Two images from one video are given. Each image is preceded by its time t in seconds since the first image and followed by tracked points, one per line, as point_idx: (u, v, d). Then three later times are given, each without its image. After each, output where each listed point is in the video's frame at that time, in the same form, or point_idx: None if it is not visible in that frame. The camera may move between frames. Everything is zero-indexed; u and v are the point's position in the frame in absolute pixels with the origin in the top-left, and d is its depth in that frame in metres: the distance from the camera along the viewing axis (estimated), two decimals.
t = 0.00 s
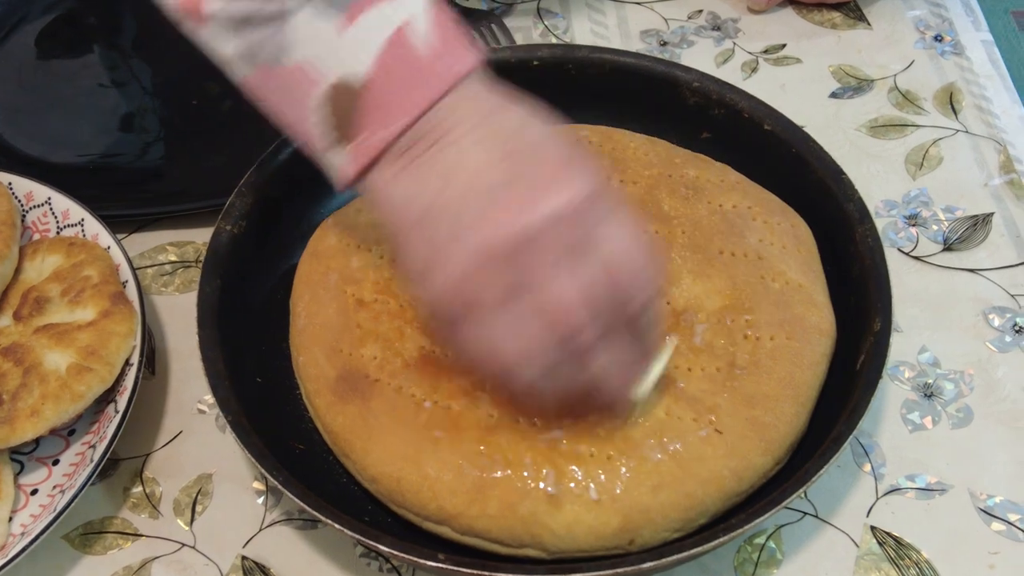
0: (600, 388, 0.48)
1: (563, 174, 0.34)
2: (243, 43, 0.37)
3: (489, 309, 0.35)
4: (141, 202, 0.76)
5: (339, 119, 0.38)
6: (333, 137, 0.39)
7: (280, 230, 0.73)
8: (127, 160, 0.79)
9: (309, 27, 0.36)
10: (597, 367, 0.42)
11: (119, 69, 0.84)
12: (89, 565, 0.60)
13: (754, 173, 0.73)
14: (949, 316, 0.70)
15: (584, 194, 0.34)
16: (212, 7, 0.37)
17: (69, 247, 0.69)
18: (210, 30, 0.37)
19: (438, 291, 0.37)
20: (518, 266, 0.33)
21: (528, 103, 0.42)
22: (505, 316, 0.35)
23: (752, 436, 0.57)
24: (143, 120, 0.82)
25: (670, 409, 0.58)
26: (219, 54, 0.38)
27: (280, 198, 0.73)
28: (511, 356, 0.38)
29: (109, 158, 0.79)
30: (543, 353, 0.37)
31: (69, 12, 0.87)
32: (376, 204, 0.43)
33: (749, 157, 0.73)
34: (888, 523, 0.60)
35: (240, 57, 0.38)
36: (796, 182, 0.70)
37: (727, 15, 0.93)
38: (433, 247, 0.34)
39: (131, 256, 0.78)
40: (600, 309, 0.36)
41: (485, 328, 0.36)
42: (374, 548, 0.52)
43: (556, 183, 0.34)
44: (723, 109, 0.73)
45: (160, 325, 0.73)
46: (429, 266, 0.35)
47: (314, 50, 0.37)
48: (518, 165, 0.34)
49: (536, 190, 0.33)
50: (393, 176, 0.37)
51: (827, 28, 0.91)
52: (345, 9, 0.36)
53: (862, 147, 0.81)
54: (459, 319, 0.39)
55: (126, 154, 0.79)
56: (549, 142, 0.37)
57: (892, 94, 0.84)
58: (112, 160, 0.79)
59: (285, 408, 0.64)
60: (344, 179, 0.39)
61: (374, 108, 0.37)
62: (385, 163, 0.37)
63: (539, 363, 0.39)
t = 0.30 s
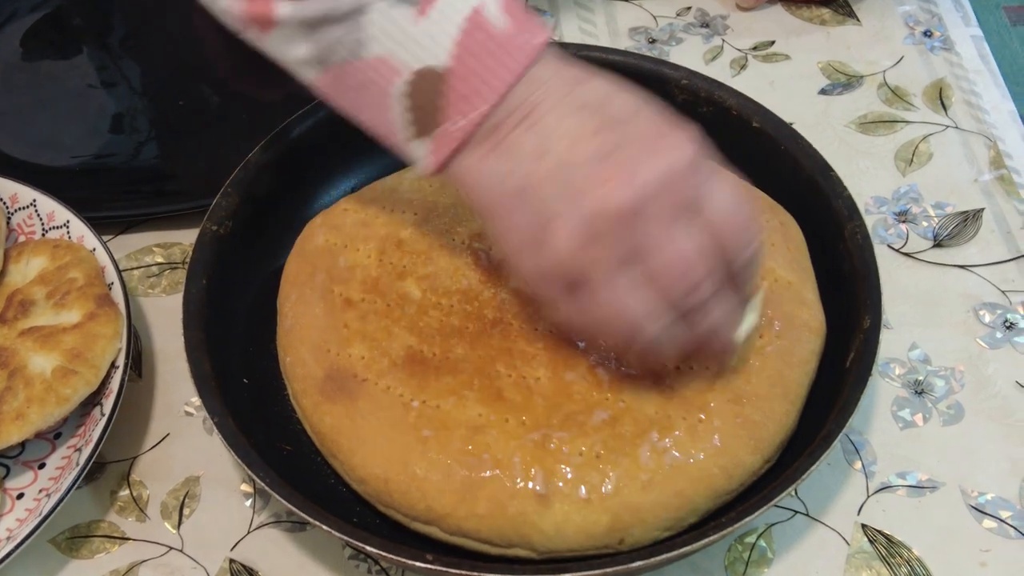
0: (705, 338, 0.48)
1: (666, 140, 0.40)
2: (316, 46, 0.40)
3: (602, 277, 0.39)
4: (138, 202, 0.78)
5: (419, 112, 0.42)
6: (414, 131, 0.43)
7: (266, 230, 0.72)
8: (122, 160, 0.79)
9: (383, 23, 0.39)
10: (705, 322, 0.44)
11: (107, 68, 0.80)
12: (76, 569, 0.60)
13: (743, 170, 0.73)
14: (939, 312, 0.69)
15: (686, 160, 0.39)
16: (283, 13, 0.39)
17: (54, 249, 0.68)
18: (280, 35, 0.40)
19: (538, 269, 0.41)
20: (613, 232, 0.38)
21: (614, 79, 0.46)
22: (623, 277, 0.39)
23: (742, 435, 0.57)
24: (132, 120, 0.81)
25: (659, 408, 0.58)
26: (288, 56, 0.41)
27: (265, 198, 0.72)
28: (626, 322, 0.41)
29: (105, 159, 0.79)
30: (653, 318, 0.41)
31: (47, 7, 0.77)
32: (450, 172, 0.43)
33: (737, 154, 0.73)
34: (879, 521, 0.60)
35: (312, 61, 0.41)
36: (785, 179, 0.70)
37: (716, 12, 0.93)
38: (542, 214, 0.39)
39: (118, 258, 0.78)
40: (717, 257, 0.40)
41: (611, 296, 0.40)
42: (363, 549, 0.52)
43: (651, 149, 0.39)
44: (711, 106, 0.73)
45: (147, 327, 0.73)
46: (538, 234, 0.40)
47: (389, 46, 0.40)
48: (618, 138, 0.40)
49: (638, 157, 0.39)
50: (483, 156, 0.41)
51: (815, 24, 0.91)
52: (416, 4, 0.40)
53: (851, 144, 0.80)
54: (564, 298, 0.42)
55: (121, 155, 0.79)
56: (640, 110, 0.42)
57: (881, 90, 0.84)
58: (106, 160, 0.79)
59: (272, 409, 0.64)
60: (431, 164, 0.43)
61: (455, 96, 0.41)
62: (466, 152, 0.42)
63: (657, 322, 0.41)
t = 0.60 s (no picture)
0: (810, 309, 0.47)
1: (767, 120, 0.40)
2: (398, 61, 0.44)
3: (723, 257, 0.40)
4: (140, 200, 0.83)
5: (508, 119, 0.43)
6: (501, 137, 0.44)
7: (270, 228, 0.73)
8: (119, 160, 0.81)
9: (468, 35, 0.41)
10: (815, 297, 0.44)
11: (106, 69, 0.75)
12: (82, 567, 0.60)
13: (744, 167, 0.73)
14: (942, 307, 0.70)
15: (787, 141, 0.39)
16: (366, 28, 0.42)
17: (58, 248, 0.68)
18: (363, 45, 0.43)
19: (656, 261, 0.42)
20: (726, 219, 0.39)
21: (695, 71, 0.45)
22: (744, 262, 0.40)
23: (747, 429, 0.57)
24: (132, 119, 0.79)
25: (664, 403, 0.58)
26: (366, 74, 0.45)
27: (270, 197, 0.72)
28: (748, 301, 0.42)
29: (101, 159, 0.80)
30: (772, 292, 0.42)
31: (47, 7, 0.70)
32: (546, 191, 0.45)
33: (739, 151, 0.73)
34: (883, 515, 0.60)
35: (393, 75, 0.45)
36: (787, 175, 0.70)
37: (716, 10, 0.93)
38: (654, 207, 0.40)
39: (122, 257, 0.79)
40: (827, 235, 0.41)
41: (729, 278, 0.41)
42: (370, 545, 0.52)
43: (758, 130, 0.39)
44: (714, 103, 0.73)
45: (151, 326, 0.73)
46: (654, 225, 0.41)
47: (476, 55, 0.42)
48: (715, 130, 0.39)
49: (739, 141, 0.39)
50: (581, 160, 0.41)
51: (815, 21, 0.91)
52: (503, 14, 0.40)
53: (852, 140, 0.81)
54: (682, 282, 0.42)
55: (117, 155, 0.80)
56: (726, 99, 0.41)
57: (882, 86, 0.85)
58: (104, 159, 0.81)
59: (278, 407, 0.64)
60: (519, 169, 0.43)
61: (546, 104, 0.41)
62: (560, 156, 0.42)
63: (777, 293, 0.42)
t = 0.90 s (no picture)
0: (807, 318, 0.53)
1: (754, 146, 0.47)
2: (387, 74, 0.47)
3: (720, 278, 0.47)
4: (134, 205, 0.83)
5: (495, 135, 0.48)
6: (489, 158, 0.49)
7: (268, 230, 0.73)
8: (117, 164, 0.82)
9: (461, 49, 0.45)
10: (809, 307, 0.51)
11: (102, 71, 0.75)
12: (83, 569, 0.60)
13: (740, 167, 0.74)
14: (936, 307, 0.70)
15: (774, 160, 0.47)
16: (355, 41, 0.46)
17: (57, 252, 0.69)
18: (348, 63, 0.47)
19: (642, 274, 0.48)
20: (717, 236, 0.46)
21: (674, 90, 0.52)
22: (739, 280, 0.48)
23: (743, 429, 0.57)
24: (128, 122, 0.80)
25: (661, 403, 0.58)
26: (351, 84, 0.48)
27: (268, 199, 0.73)
28: (745, 320, 0.50)
29: (97, 163, 0.81)
30: (756, 300, 0.49)
31: (47, 9, 0.69)
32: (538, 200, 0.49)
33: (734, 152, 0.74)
34: (878, 513, 0.60)
35: (381, 88, 0.48)
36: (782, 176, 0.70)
37: (711, 11, 0.94)
38: (644, 225, 0.46)
39: (120, 260, 0.79)
40: (823, 242, 0.49)
41: (727, 295, 0.48)
42: (369, 546, 0.52)
43: (740, 159, 0.47)
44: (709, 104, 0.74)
45: (150, 328, 0.74)
46: (645, 244, 0.47)
47: (468, 72, 0.46)
48: (703, 148, 0.47)
49: (725, 162, 0.47)
50: (568, 181, 0.47)
51: (809, 22, 0.91)
52: (495, 31, 0.45)
53: (847, 141, 0.81)
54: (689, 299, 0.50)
55: (113, 159, 0.81)
56: (726, 124, 0.48)
57: (876, 87, 0.85)
58: (102, 163, 0.82)
59: (277, 409, 0.64)
60: (507, 187, 0.48)
61: (535, 120, 0.46)
62: (552, 174, 0.47)
63: (772, 310, 0.50)
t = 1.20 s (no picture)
0: (741, 360, 0.49)
1: (682, 169, 0.41)
2: (327, 78, 0.44)
3: (633, 307, 0.42)
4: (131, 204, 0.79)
5: (427, 146, 0.44)
6: (424, 167, 0.44)
7: (261, 230, 0.73)
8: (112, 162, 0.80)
9: (400, 61, 0.42)
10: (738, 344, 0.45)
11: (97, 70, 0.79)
12: (75, 570, 0.60)
13: (734, 164, 0.74)
14: (931, 304, 0.70)
15: (708, 181, 0.41)
16: (296, 43, 0.42)
17: (49, 252, 0.69)
18: (292, 62, 0.43)
19: (570, 303, 0.43)
20: (639, 264, 0.40)
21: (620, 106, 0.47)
22: (662, 307, 0.42)
23: (738, 427, 0.57)
24: (122, 121, 0.80)
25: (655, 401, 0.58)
26: (294, 87, 0.45)
27: (260, 198, 0.72)
28: (666, 352, 0.43)
29: (91, 163, 0.80)
30: (692, 340, 0.43)
31: (38, 9, 0.75)
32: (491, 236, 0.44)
33: (728, 149, 0.74)
34: (873, 511, 0.60)
35: (321, 91, 0.44)
36: (776, 172, 0.70)
37: (704, 8, 0.94)
38: (570, 246, 0.41)
39: (112, 260, 0.79)
40: (758, 268, 0.42)
41: (647, 324, 0.42)
42: (361, 546, 0.52)
43: (668, 177, 0.40)
44: (703, 101, 0.74)
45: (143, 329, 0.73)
46: (567, 267, 0.42)
47: (403, 83, 0.42)
48: (635, 172, 0.41)
49: (655, 184, 0.40)
50: (500, 196, 0.42)
51: (804, 19, 0.91)
52: (434, 45, 0.42)
53: (841, 138, 0.81)
54: (602, 330, 0.45)
55: (108, 158, 0.80)
56: (657, 142, 0.42)
57: (870, 83, 0.85)
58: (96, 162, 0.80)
59: (270, 409, 0.64)
60: (442, 203, 0.44)
61: (472, 133, 0.42)
62: (483, 190, 0.43)
63: (692, 340, 0.43)
